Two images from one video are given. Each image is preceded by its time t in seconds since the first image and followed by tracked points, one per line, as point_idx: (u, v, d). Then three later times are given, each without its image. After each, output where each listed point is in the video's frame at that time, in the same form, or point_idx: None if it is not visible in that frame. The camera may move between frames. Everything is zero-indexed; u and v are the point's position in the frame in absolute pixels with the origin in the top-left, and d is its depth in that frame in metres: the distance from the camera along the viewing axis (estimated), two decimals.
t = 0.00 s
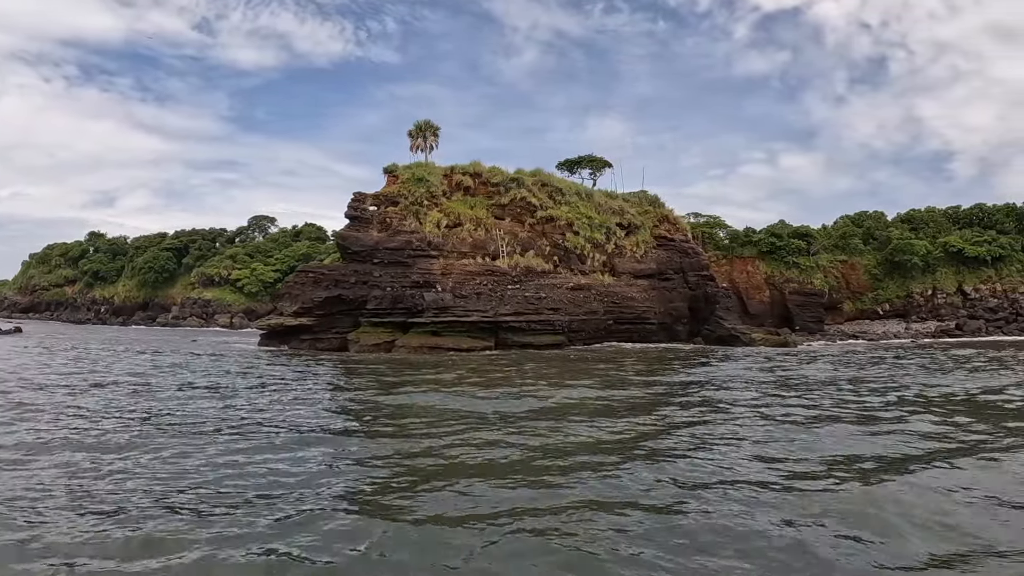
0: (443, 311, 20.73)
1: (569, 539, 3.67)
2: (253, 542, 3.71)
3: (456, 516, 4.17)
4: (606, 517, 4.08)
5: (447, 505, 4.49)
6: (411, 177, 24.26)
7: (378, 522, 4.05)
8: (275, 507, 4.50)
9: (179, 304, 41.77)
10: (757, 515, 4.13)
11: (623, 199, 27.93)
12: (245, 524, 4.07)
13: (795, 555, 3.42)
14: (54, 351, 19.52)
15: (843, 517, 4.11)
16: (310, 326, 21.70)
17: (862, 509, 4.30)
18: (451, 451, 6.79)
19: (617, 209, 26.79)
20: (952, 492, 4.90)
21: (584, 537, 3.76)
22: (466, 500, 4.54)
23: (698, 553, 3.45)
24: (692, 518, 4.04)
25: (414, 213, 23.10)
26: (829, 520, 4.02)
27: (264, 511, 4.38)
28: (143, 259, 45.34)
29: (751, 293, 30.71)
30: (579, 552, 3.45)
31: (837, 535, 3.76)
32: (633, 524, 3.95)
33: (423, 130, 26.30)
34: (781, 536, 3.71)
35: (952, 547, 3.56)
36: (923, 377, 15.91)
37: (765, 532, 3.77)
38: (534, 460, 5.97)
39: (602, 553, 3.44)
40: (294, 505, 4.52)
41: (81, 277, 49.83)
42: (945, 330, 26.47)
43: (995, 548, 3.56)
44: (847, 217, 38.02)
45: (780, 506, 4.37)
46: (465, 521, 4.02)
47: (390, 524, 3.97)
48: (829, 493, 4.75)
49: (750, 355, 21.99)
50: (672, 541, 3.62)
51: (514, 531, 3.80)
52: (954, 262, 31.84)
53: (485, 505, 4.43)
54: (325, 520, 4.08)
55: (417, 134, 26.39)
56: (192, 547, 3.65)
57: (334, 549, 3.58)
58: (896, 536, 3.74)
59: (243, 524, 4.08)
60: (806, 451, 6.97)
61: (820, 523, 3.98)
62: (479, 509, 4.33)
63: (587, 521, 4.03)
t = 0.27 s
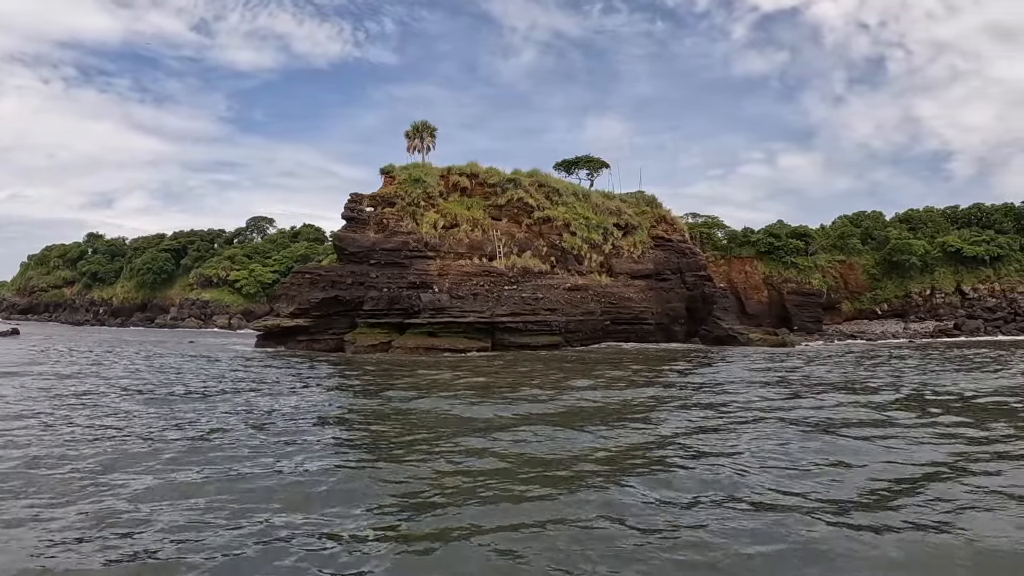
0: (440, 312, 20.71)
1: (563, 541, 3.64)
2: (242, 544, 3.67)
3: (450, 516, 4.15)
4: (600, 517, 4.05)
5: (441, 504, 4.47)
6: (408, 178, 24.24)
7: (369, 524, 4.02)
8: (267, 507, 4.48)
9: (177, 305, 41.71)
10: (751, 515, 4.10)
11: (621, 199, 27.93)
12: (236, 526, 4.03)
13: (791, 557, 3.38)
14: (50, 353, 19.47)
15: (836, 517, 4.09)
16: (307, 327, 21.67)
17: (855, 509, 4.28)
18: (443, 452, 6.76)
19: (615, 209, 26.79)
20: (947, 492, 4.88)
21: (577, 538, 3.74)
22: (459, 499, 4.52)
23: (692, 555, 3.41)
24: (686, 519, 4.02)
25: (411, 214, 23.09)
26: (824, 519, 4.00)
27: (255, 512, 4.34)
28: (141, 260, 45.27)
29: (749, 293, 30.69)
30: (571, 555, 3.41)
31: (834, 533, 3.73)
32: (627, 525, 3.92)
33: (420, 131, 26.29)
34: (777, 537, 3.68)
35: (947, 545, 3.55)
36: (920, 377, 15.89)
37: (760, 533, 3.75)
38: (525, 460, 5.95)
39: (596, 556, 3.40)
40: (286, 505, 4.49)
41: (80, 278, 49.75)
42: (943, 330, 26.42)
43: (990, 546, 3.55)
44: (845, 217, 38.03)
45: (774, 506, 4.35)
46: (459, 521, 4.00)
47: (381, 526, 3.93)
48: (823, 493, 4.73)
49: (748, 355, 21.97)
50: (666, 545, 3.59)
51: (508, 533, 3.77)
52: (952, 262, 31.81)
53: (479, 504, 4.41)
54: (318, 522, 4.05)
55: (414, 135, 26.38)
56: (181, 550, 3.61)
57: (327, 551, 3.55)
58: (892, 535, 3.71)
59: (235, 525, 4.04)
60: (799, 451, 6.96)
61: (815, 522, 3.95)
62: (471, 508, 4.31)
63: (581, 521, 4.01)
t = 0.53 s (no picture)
0: (437, 312, 20.71)
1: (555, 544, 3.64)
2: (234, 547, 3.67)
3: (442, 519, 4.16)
4: (591, 521, 4.05)
5: (433, 508, 4.47)
6: (405, 178, 24.23)
7: (363, 526, 4.02)
8: (259, 510, 4.48)
9: (176, 306, 41.71)
10: (744, 517, 4.11)
11: (618, 199, 27.93)
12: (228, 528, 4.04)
13: (784, 558, 3.38)
14: (47, 353, 19.46)
15: (827, 518, 4.09)
16: (304, 327, 21.68)
17: (847, 510, 4.27)
18: (435, 452, 6.79)
19: (612, 209, 26.80)
20: (940, 493, 4.87)
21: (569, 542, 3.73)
22: (452, 503, 4.52)
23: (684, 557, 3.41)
24: (678, 522, 4.01)
25: (408, 214, 23.09)
26: (818, 522, 4.00)
27: (247, 514, 4.35)
28: (140, 261, 45.22)
29: (748, 293, 30.64)
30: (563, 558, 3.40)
31: (826, 536, 3.73)
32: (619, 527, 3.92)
33: (417, 132, 26.35)
34: (770, 539, 3.68)
35: (940, 547, 3.53)
36: (917, 377, 15.90)
37: (752, 535, 3.74)
38: (517, 460, 5.98)
39: (586, 558, 3.40)
40: (277, 508, 4.49)
41: (78, 279, 49.76)
42: (942, 330, 26.33)
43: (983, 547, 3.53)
44: (843, 217, 37.92)
45: (766, 508, 4.35)
46: (451, 524, 4.00)
47: (382, 526, 3.98)
48: (814, 495, 4.74)
49: (746, 355, 21.95)
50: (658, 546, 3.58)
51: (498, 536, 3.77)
52: (951, 262, 31.80)
53: (471, 508, 4.41)
54: (310, 524, 4.06)
55: (412, 135, 26.40)
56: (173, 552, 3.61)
57: (318, 553, 3.54)
58: (886, 538, 3.70)
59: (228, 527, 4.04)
60: (791, 450, 6.99)
61: (807, 525, 3.96)
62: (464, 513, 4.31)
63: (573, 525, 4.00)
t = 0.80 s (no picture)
0: (434, 312, 20.70)
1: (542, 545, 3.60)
2: (218, 548, 3.63)
3: (430, 519, 4.11)
4: (581, 520, 4.02)
5: (422, 507, 4.43)
6: (403, 178, 24.25)
7: (357, 525, 4.01)
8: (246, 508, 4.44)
9: (175, 307, 41.69)
10: (734, 518, 4.07)
11: (616, 200, 27.92)
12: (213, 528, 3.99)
13: (773, 560, 3.33)
14: (46, 354, 19.48)
15: (822, 518, 4.08)
16: (301, 327, 21.69)
17: (838, 511, 4.24)
18: (427, 451, 6.79)
19: (610, 210, 26.80)
20: (934, 493, 4.83)
21: (555, 541, 3.70)
22: (441, 503, 4.48)
23: (672, 559, 3.37)
24: (667, 521, 3.97)
25: (406, 215, 23.11)
26: (808, 523, 3.96)
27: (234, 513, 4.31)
28: (139, 262, 45.21)
29: (747, 293, 30.59)
30: (548, 561, 3.37)
31: (817, 538, 3.69)
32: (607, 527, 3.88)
33: (416, 132, 26.37)
34: (759, 541, 3.63)
35: (932, 550, 3.48)
36: (916, 378, 15.85)
37: (742, 536, 3.70)
38: (507, 458, 5.98)
39: (572, 562, 3.35)
40: (265, 505, 4.45)
41: (78, 280, 49.76)
42: (942, 330, 26.23)
43: (976, 550, 3.48)
44: (843, 217, 37.82)
45: (756, 508, 4.32)
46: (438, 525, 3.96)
47: (379, 524, 3.99)
48: (806, 494, 4.70)
49: (744, 356, 21.92)
50: (645, 548, 3.54)
51: (485, 536, 3.73)
52: (951, 262, 31.72)
53: (460, 506, 4.37)
54: (296, 524, 4.01)
55: (410, 136, 26.43)
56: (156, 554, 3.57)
57: (302, 556, 3.50)
58: (877, 540, 3.66)
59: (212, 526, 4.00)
60: (782, 450, 6.99)
61: (798, 527, 3.91)
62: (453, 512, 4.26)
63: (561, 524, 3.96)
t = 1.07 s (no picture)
0: (433, 312, 20.69)
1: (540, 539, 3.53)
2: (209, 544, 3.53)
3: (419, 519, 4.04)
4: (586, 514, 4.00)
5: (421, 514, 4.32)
6: (402, 179, 24.26)
7: (360, 519, 3.99)
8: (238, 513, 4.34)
9: (176, 308, 41.69)
10: (730, 512, 4.01)
11: (615, 200, 27.91)
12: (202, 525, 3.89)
13: (778, 557, 3.22)
14: (44, 353, 19.50)
15: (825, 513, 4.06)
16: (300, 328, 21.71)
17: (833, 508, 4.19)
18: (423, 450, 6.77)
19: (609, 210, 26.80)
20: (936, 491, 4.75)
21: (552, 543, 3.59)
22: (438, 508, 4.38)
23: (671, 555, 3.27)
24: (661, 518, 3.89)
25: (405, 215, 23.13)
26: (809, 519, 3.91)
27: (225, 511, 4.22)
28: (140, 262, 45.24)
29: (747, 293, 30.55)
30: (547, 554, 3.28)
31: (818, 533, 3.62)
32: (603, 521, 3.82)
33: (414, 133, 26.39)
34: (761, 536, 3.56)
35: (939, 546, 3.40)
36: (915, 378, 15.83)
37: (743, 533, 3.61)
38: (499, 459, 5.96)
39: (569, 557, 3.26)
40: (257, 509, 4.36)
41: (79, 281, 49.77)
42: (942, 331, 26.17)
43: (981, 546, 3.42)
44: (843, 218, 37.76)
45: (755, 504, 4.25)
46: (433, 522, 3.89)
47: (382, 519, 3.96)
48: (802, 491, 4.65)
49: (743, 356, 21.90)
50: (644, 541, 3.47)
51: (475, 530, 3.66)
52: (950, 263, 31.67)
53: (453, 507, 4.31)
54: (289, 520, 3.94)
55: (409, 136, 26.45)
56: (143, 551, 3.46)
57: (293, 555, 3.39)
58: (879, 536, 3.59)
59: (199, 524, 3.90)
60: (776, 449, 6.98)
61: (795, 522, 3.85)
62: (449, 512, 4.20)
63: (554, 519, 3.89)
